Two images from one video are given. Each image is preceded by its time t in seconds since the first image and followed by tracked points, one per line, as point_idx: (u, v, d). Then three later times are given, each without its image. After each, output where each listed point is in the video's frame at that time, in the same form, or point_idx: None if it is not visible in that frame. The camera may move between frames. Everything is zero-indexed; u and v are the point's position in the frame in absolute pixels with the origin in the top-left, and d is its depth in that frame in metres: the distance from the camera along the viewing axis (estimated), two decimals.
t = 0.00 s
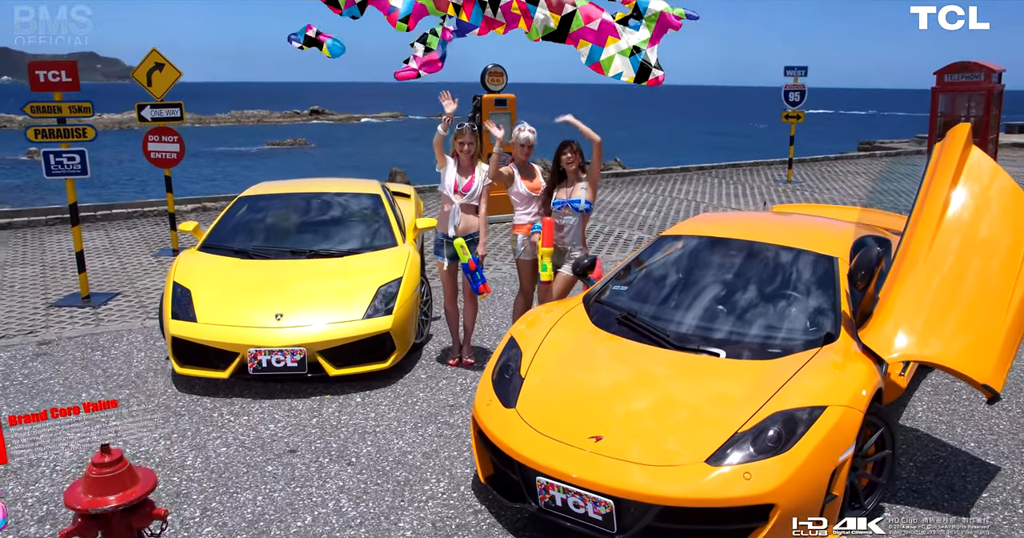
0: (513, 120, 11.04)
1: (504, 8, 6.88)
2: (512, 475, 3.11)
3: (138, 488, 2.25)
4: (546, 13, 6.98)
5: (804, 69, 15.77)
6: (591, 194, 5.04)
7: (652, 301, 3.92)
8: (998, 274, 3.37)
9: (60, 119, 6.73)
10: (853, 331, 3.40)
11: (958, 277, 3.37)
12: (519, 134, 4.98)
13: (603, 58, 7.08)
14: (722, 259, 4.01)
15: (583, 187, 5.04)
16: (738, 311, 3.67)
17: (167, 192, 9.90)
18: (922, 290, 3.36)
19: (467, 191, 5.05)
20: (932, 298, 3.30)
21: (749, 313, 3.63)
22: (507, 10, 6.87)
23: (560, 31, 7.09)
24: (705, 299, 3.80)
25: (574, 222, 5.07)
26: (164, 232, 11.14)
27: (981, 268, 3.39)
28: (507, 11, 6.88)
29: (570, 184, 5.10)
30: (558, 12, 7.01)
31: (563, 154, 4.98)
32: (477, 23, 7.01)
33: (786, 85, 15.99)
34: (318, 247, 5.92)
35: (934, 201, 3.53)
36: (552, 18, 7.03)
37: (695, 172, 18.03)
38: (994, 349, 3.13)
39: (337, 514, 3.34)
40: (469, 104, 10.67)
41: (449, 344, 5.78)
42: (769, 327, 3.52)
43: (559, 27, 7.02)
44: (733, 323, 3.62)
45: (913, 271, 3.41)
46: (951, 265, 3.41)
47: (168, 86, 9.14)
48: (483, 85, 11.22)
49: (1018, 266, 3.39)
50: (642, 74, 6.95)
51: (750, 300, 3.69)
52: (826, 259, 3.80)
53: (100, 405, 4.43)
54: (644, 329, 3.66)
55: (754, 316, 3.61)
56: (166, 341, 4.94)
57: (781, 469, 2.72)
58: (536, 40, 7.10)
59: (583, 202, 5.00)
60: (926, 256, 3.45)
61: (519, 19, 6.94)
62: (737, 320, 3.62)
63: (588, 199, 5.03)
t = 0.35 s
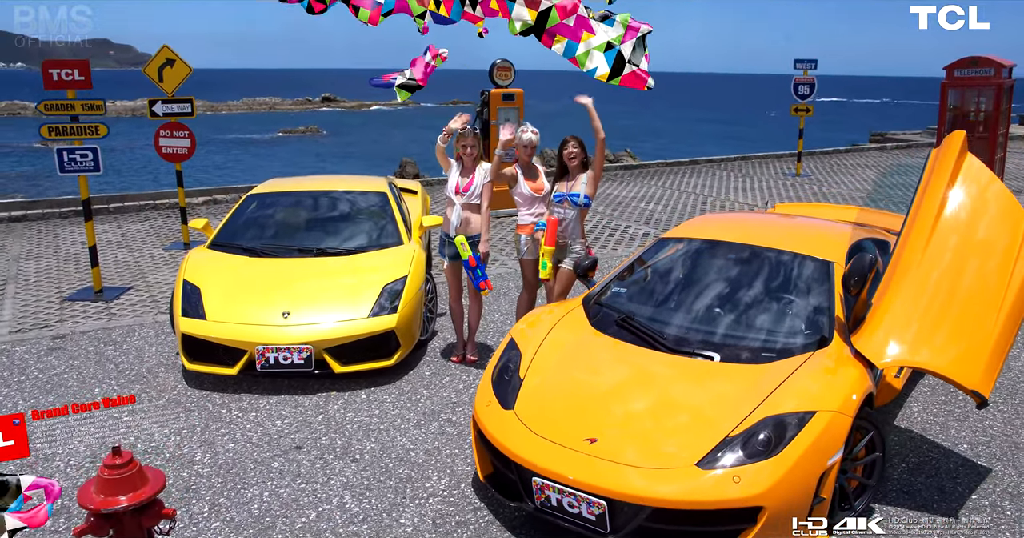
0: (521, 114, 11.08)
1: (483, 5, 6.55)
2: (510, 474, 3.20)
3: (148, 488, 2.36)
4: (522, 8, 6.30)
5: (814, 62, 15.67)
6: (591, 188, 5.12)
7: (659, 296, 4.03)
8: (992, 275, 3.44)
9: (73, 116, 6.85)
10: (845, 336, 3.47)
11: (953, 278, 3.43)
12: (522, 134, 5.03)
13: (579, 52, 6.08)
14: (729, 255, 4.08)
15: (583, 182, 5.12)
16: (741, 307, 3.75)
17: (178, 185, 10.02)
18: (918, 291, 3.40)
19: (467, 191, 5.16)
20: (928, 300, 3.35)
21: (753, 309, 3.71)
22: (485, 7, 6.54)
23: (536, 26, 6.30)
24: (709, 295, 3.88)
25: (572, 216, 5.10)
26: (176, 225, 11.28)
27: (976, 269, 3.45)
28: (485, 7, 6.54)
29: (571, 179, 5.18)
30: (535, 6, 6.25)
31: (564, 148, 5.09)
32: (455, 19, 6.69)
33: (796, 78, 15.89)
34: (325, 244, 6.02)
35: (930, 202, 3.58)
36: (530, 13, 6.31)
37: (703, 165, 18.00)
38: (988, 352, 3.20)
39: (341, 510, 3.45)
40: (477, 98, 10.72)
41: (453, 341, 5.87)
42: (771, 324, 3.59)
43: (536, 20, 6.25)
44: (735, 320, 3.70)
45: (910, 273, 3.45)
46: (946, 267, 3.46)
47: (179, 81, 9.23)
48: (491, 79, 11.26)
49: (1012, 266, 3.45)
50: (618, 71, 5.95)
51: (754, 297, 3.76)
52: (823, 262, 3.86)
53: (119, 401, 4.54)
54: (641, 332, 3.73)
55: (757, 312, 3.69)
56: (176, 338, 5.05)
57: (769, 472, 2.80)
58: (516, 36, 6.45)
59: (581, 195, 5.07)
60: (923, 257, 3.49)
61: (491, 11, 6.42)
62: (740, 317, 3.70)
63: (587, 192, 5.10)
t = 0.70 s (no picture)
0: (527, 110, 11.14)
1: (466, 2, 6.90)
2: (508, 475, 3.28)
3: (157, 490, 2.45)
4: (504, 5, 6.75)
5: (823, 56, 15.60)
6: (583, 185, 5.11)
7: (666, 289, 4.13)
8: (986, 277, 3.52)
9: (85, 116, 6.96)
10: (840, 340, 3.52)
11: (948, 281, 3.50)
12: (526, 137, 5.09)
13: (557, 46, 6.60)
14: (727, 259, 4.13)
15: (575, 178, 5.12)
16: (743, 306, 3.82)
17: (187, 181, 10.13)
18: (913, 295, 3.47)
19: (468, 192, 5.28)
20: (921, 307, 3.42)
21: (758, 305, 3.80)
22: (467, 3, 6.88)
23: (517, 23, 6.78)
24: (716, 289, 3.97)
25: (566, 211, 5.12)
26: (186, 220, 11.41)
27: (970, 272, 3.53)
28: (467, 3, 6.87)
29: (567, 174, 5.19)
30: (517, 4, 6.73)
31: (565, 146, 5.09)
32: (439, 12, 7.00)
33: (804, 72, 15.81)
34: (332, 243, 6.10)
35: (925, 207, 3.61)
36: (510, 11, 6.77)
37: (711, 159, 17.96)
38: (980, 356, 3.28)
39: (344, 508, 3.54)
40: (485, 95, 10.77)
41: (458, 339, 5.95)
42: (775, 323, 3.69)
43: (516, 17, 6.69)
44: (740, 316, 3.79)
45: (905, 275, 3.51)
46: (941, 269, 3.53)
47: (189, 79, 9.33)
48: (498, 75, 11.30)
49: (1002, 274, 3.52)
50: (596, 67, 6.47)
51: (759, 294, 3.85)
52: (818, 267, 3.90)
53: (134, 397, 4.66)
54: (638, 335, 3.80)
55: (762, 309, 3.78)
56: (185, 337, 5.16)
57: (760, 476, 2.87)
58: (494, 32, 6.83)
59: (572, 191, 5.10)
60: (916, 262, 3.55)
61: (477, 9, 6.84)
62: (745, 313, 3.79)
63: (578, 189, 5.11)
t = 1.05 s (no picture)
0: (533, 106, 11.19)
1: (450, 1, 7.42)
2: (505, 474, 3.38)
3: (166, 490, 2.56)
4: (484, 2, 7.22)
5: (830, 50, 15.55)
6: (584, 187, 5.20)
7: (669, 285, 4.22)
8: (978, 281, 3.60)
9: (95, 114, 7.06)
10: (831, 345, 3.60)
11: (940, 285, 3.57)
12: (527, 138, 5.17)
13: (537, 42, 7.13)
14: (724, 261, 4.19)
15: (577, 181, 5.22)
16: (738, 309, 3.89)
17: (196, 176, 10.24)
18: (906, 300, 3.53)
19: (468, 192, 5.34)
20: (912, 313, 3.48)
21: (760, 302, 3.88)
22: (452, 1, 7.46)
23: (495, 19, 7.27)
24: (718, 286, 4.06)
25: (565, 213, 5.19)
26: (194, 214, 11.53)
27: (962, 277, 3.60)
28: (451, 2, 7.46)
29: (569, 178, 5.28)
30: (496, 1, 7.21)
31: (565, 149, 5.18)
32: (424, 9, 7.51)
33: (811, 66, 15.76)
34: (337, 241, 6.19)
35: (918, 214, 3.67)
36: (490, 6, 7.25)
37: (717, 152, 17.95)
38: (969, 360, 3.37)
39: (347, 504, 3.65)
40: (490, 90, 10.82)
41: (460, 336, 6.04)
42: (775, 322, 3.77)
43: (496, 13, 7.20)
44: (742, 312, 3.87)
45: (901, 274, 3.59)
46: (935, 271, 3.60)
47: (197, 75, 9.42)
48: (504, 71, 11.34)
49: (991, 283, 3.60)
50: (573, 60, 6.93)
51: (756, 296, 3.92)
52: (812, 269, 3.96)
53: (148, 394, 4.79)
54: (635, 337, 3.88)
55: (764, 306, 3.86)
56: (194, 334, 5.27)
57: (749, 478, 2.95)
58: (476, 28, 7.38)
59: (573, 193, 5.18)
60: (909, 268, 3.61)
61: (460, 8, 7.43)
62: (747, 310, 3.87)
63: (579, 191, 5.20)
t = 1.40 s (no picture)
0: (538, 101, 11.23)
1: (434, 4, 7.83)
2: (504, 471, 3.46)
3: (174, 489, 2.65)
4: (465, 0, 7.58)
5: (836, 45, 15.51)
6: (589, 193, 5.26)
7: (671, 281, 4.29)
8: (968, 293, 3.69)
9: (104, 112, 7.15)
10: (823, 348, 3.66)
11: (929, 293, 3.65)
12: (529, 140, 5.22)
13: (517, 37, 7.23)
14: (722, 263, 4.24)
15: (581, 187, 5.29)
16: (735, 311, 3.95)
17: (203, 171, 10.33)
18: (898, 304, 3.60)
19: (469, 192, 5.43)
20: (904, 318, 3.55)
21: (756, 304, 3.94)
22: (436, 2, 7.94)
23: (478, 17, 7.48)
24: (721, 282, 4.13)
25: (569, 219, 5.22)
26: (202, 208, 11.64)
27: (952, 286, 3.69)
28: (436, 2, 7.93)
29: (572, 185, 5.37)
30: None
31: (568, 156, 5.29)
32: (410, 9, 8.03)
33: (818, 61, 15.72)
34: (342, 238, 6.27)
35: (911, 219, 3.75)
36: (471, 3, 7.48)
37: (723, 146, 17.95)
38: (959, 366, 3.43)
39: (350, 500, 3.75)
40: (496, 86, 10.86)
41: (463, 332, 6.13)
42: (769, 324, 3.84)
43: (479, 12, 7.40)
44: (736, 314, 3.94)
45: (895, 278, 3.65)
46: (930, 273, 3.70)
47: (204, 71, 9.48)
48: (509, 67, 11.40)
49: (976, 291, 3.70)
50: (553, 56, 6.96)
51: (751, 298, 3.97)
52: (806, 272, 4.02)
53: (164, 390, 4.91)
54: (632, 338, 3.95)
55: (759, 309, 3.92)
56: (201, 331, 5.37)
57: (741, 478, 3.03)
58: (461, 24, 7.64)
59: (579, 199, 5.21)
60: (900, 272, 3.68)
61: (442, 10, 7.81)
62: (742, 311, 3.93)
63: (584, 197, 5.24)
